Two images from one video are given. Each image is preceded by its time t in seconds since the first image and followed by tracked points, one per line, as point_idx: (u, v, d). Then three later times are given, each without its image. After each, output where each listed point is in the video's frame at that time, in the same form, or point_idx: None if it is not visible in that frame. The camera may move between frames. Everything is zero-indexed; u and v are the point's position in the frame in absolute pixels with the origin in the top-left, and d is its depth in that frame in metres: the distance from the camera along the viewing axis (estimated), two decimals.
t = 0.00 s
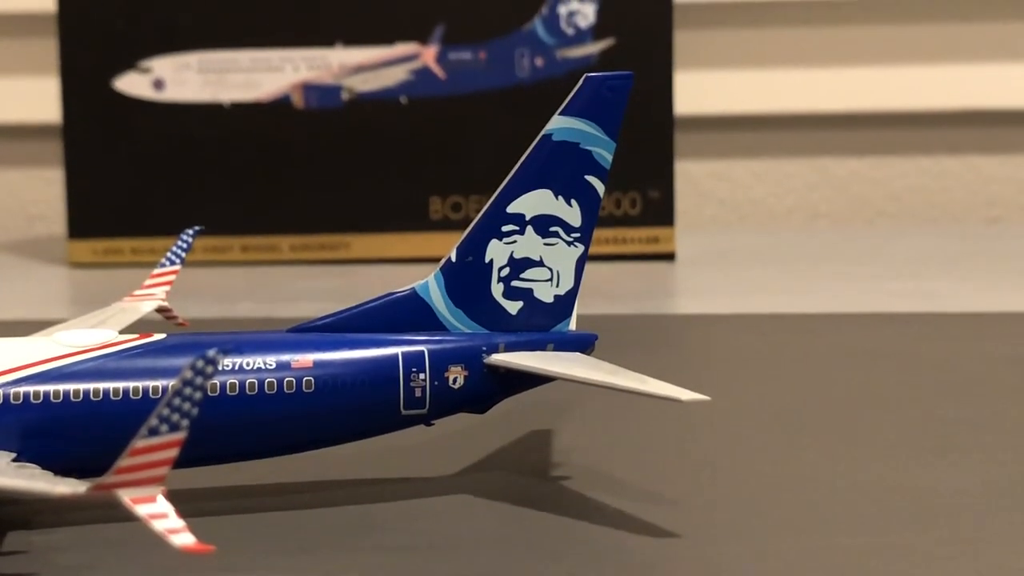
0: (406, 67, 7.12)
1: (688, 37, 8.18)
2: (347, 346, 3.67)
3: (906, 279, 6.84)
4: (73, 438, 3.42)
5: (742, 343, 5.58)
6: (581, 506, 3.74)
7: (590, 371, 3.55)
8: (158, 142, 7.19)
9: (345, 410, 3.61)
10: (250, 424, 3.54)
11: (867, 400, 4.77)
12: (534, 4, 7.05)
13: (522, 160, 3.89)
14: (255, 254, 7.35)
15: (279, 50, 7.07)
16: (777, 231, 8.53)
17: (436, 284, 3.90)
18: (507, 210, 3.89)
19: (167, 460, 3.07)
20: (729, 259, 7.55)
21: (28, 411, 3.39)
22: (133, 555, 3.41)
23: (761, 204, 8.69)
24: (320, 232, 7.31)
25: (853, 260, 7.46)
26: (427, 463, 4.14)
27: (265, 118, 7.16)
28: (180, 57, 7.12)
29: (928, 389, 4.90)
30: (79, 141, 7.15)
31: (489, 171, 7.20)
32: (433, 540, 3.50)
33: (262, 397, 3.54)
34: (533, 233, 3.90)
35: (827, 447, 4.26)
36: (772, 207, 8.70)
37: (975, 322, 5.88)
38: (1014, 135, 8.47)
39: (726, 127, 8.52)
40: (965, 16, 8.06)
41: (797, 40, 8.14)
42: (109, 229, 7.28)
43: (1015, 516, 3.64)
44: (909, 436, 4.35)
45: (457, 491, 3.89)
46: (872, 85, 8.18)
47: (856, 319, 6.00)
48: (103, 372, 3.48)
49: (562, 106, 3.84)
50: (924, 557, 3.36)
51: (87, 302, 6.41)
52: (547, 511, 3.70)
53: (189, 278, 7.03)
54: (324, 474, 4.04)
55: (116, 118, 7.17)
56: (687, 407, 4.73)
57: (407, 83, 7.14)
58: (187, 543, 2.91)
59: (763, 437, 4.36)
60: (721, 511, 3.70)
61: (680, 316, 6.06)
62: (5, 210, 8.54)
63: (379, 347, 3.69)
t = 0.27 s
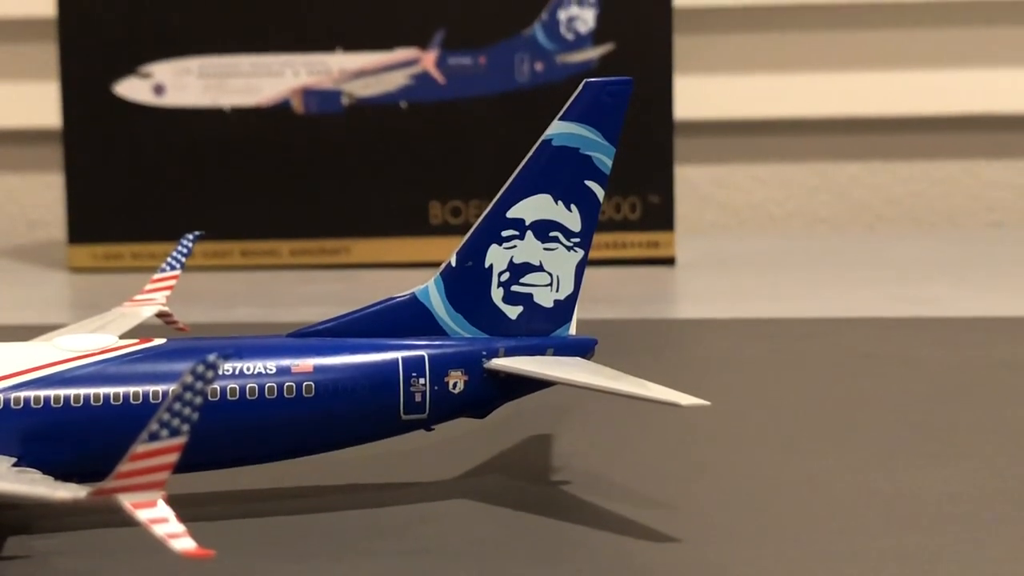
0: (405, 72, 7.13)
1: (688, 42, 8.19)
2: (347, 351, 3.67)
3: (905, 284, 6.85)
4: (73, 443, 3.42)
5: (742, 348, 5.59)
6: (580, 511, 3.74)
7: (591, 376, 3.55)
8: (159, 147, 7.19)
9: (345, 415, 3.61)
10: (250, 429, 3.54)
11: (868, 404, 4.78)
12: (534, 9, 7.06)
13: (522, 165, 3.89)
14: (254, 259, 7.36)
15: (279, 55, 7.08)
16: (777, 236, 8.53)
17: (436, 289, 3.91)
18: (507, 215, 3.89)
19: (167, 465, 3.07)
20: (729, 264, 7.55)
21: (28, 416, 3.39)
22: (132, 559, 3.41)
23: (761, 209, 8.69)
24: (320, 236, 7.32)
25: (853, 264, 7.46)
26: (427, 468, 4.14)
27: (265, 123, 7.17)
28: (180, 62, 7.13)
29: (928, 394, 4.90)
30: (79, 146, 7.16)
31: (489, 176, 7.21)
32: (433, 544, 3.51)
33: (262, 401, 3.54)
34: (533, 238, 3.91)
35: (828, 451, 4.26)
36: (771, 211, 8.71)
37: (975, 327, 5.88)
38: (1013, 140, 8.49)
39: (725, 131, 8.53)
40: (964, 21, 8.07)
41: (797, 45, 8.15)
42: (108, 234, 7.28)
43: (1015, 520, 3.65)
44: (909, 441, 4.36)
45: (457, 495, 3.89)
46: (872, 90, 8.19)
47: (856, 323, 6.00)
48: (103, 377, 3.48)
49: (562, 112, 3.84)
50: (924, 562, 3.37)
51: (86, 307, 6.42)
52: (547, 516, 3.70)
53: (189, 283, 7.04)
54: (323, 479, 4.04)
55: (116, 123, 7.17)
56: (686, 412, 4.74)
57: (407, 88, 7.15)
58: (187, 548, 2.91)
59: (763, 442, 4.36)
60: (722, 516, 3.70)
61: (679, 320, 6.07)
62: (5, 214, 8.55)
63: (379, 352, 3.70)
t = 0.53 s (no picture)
0: (406, 77, 7.14)
1: (688, 46, 8.20)
2: (347, 355, 3.67)
3: (905, 288, 6.86)
4: (74, 447, 3.43)
5: (743, 352, 5.59)
6: (580, 515, 3.75)
7: (590, 380, 3.56)
8: (159, 151, 7.21)
9: (346, 419, 3.62)
10: (250, 433, 3.55)
11: (868, 409, 4.78)
12: (534, 13, 7.07)
13: (522, 170, 3.90)
14: (255, 263, 7.36)
15: (279, 60, 7.09)
16: (777, 240, 8.54)
17: (436, 293, 3.91)
18: (507, 219, 3.90)
19: (168, 469, 3.08)
20: (728, 268, 7.56)
21: (28, 421, 3.39)
22: (133, 563, 3.41)
23: (761, 213, 8.70)
24: (320, 241, 7.32)
25: (852, 269, 7.47)
26: (427, 472, 4.15)
27: (266, 127, 7.18)
28: (180, 67, 7.14)
29: (928, 398, 4.91)
30: (79, 151, 7.17)
31: (489, 180, 7.22)
32: (433, 548, 3.51)
33: (262, 406, 3.54)
34: (533, 242, 3.91)
35: (828, 455, 4.27)
36: (771, 216, 8.71)
37: (975, 331, 5.89)
38: (1013, 144, 8.49)
39: (725, 136, 8.54)
40: (964, 26, 8.08)
41: (796, 50, 8.16)
42: (109, 239, 7.29)
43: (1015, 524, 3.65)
44: (909, 445, 4.36)
45: (457, 500, 3.90)
46: (871, 94, 8.20)
47: (856, 327, 6.01)
48: (104, 381, 3.49)
49: (562, 116, 3.85)
50: (923, 566, 3.37)
51: (87, 311, 6.43)
52: (546, 520, 3.71)
53: (189, 287, 7.04)
54: (323, 483, 4.05)
55: (117, 128, 7.18)
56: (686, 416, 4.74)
57: (407, 92, 7.16)
58: (188, 551, 2.92)
59: (763, 446, 4.37)
60: (722, 519, 3.71)
61: (679, 324, 6.07)
62: (5, 219, 8.56)
63: (379, 356, 3.70)
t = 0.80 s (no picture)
0: (405, 78, 7.13)
1: (688, 48, 8.20)
2: (347, 357, 3.67)
3: (906, 290, 6.85)
4: (73, 449, 3.42)
5: (743, 353, 5.58)
6: (580, 517, 3.74)
7: (591, 382, 3.55)
8: (158, 153, 7.20)
9: (345, 421, 3.61)
10: (250, 434, 3.54)
11: (869, 410, 4.77)
12: (534, 14, 7.06)
13: (522, 171, 3.89)
14: (254, 264, 7.36)
15: (278, 61, 7.08)
16: (776, 242, 8.53)
17: (436, 294, 3.90)
18: (507, 221, 3.89)
19: (167, 470, 3.07)
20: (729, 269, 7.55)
21: (28, 422, 3.38)
22: (132, 565, 3.41)
23: (761, 215, 8.69)
24: (320, 242, 7.31)
25: (853, 270, 7.46)
26: (427, 474, 4.13)
27: (265, 129, 7.17)
28: (180, 68, 7.13)
29: (929, 400, 4.90)
30: (78, 152, 7.16)
31: (489, 181, 7.20)
32: (433, 550, 3.50)
33: (261, 407, 3.53)
34: (533, 244, 3.90)
35: (829, 457, 4.26)
36: (772, 217, 8.71)
37: (976, 333, 5.88)
38: (1014, 146, 8.48)
39: (725, 137, 8.53)
40: (964, 27, 8.07)
41: (797, 52, 8.16)
42: (108, 240, 7.28)
43: (1017, 526, 3.64)
44: (910, 447, 4.35)
45: (457, 502, 3.89)
46: (872, 96, 8.20)
47: (856, 329, 6.00)
48: (103, 383, 3.48)
49: (562, 117, 3.84)
50: (926, 568, 3.36)
51: (86, 312, 6.42)
52: (546, 522, 3.70)
53: (189, 289, 7.04)
54: (323, 485, 4.04)
55: (116, 129, 7.17)
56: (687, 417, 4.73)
57: (407, 93, 7.15)
58: (187, 554, 2.91)
59: (764, 447, 4.36)
60: (722, 521, 3.70)
61: (680, 326, 6.06)
62: (5, 220, 8.55)
63: (379, 358, 3.69)
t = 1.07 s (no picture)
0: (405, 77, 7.12)
1: (688, 47, 8.19)
2: (347, 356, 3.66)
3: (906, 289, 6.84)
4: (73, 448, 3.41)
5: (743, 353, 5.58)
6: (580, 516, 3.73)
7: (591, 381, 3.54)
8: (158, 152, 7.19)
9: (345, 420, 3.60)
10: (250, 434, 3.53)
11: (870, 410, 4.76)
12: (534, 13, 7.06)
13: (522, 170, 3.89)
14: (254, 263, 7.35)
15: (278, 60, 7.07)
16: (776, 241, 8.53)
17: (435, 293, 3.90)
18: (507, 220, 3.89)
19: (167, 470, 3.06)
20: (729, 269, 7.54)
21: (27, 422, 3.38)
22: (132, 565, 3.40)
23: (761, 214, 8.69)
24: (319, 241, 7.31)
25: (853, 270, 7.45)
26: (427, 473, 4.13)
27: (265, 128, 7.16)
28: (180, 67, 7.13)
29: (930, 399, 4.89)
30: (78, 151, 7.16)
31: (489, 181, 7.20)
32: (433, 550, 3.49)
33: (261, 407, 3.53)
34: (533, 243, 3.90)
35: (829, 456, 4.25)
36: (772, 217, 8.70)
37: (977, 332, 5.87)
38: (1014, 145, 8.48)
39: (725, 137, 8.53)
40: (965, 26, 8.07)
41: (797, 51, 8.15)
42: (108, 239, 7.27)
43: (1018, 526, 3.63)
44: (911, 447, 4.34)
45: (457, 501, 3.88)
46: (872, 95, 8.19)
47: (857, 328, 5.99)
48: (102, 382, 3.47)
49: (562, 116, 3.84)
50: (927, 568, 3.35)
51: (86, 312, 6.42)
52: (546, 521, 3.69)
53: (188, 288, 7.03)
54: (323, 484, 4.03)
55: (116, 128, 7.17)
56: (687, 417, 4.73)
57: (407, 92, 7.14)
58: (187, 553, 2.90)
59: (764, 447, 4.35)
60: (722, 520, 3.70)
61: (680, 326, 6.06)
62: (4, 219, 8.54)
63: (379, 357, 3.69)
